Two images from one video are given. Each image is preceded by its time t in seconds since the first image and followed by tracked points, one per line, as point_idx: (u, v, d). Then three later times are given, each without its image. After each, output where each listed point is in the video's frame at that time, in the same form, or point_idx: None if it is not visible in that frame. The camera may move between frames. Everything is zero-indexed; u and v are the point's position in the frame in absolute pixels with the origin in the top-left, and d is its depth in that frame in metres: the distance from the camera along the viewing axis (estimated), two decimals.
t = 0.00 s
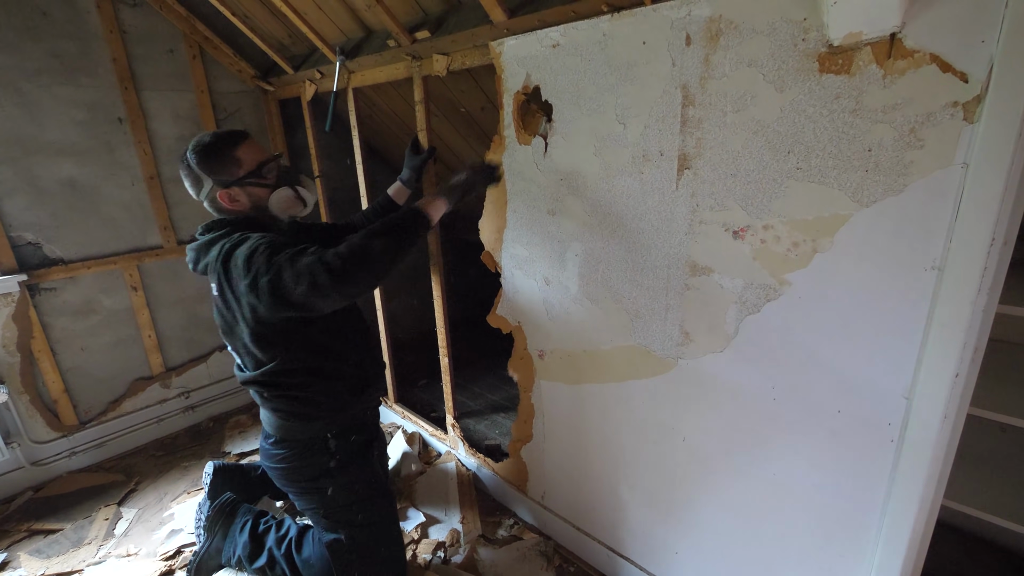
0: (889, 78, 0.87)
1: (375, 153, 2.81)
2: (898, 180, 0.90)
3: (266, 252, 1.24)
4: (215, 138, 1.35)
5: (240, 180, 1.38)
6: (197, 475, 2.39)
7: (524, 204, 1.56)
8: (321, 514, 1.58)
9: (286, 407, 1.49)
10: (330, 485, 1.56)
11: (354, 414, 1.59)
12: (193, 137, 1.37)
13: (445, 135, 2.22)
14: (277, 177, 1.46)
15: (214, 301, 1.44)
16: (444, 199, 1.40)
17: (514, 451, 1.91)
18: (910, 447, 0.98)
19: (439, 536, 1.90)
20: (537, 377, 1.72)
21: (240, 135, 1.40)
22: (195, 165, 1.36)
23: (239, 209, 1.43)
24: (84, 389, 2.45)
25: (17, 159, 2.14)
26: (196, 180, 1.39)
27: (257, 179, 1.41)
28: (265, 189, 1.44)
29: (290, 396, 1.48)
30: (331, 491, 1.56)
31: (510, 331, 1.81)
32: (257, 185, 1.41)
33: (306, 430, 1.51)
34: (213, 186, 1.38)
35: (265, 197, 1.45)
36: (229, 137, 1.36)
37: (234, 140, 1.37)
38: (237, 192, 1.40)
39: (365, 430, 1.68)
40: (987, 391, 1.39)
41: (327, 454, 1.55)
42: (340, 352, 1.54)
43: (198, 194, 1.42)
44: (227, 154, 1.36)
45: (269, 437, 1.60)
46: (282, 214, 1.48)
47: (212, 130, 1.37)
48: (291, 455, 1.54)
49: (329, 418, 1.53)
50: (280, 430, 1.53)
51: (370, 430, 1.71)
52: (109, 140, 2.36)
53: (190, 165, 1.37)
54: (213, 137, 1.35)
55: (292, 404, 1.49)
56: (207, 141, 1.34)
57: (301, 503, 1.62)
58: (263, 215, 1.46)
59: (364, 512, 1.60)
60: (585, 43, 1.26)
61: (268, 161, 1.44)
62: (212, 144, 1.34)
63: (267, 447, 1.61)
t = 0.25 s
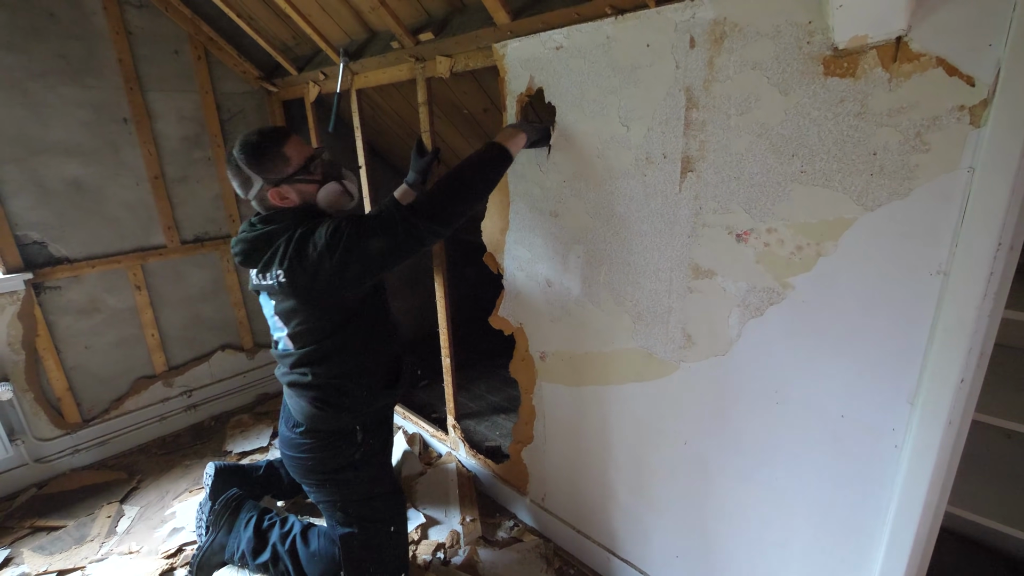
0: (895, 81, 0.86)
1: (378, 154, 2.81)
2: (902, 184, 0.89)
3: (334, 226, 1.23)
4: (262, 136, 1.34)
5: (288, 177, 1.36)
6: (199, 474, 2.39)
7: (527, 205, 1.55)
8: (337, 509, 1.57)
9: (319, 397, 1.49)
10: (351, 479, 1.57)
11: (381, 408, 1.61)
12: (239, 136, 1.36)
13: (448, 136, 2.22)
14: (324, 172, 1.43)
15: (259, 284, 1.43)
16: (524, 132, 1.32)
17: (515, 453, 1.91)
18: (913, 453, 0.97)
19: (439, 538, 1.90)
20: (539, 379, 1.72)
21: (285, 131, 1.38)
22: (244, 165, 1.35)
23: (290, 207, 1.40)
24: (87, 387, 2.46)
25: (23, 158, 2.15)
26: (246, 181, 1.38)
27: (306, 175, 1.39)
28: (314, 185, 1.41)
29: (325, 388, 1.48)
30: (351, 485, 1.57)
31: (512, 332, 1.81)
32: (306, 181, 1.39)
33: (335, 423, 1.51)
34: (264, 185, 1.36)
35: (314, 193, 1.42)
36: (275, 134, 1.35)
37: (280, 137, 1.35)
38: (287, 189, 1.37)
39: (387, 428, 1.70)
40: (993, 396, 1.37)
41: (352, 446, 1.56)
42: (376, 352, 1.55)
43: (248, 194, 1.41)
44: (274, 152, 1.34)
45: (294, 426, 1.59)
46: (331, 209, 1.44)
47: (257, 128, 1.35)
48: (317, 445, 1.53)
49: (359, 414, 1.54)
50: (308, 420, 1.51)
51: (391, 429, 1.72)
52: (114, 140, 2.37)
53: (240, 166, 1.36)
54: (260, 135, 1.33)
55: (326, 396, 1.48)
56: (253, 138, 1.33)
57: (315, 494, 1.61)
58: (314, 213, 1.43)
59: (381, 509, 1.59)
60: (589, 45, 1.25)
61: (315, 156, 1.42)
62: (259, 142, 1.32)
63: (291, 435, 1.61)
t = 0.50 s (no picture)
0: (893, 87, 0.87)
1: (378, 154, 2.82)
2: (900, 189, 0.90)
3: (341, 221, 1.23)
4: (270, 138, 1.30)
5: (300, 177, 1.31)
6: (195, 475, 2.38)
7: (527, 207, 1.56)
8: (333, 513, 1.56)
9: (319, 400, 1.47)
10: (348, 483, 1.56)
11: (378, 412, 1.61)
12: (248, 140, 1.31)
13: (448, 137, 2.22)
14: (334, 172, 1.39)
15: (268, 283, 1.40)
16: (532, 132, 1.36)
17: (513, 455, 1.91)
18: (910, 456, 0.98)
19: (436, 540, 1.90)
20: (537, 381, 1.72)
21: (294, 132, 1.34)
22: (254, 168, 1.30)
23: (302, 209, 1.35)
24: (82, 388, 2.45)
25: (19, 156, 2.14)
26: (254, 185, 1.32)
27: (317, 175, 1.34)
28: (325, 185, 1.36)
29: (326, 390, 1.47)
30: (348, 488, 1.56)
31: (511, 334, 1.81)
32: (318, 181, 1.34)
33: (334, 426, 1.50)
34: (274, 187, 1.30)
35: (326, 195, 1.37)
36: (284, 135, 1.30)
37: (288, 138, 1.31)
38: (299, 191, 1.32)
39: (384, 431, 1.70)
40: (988, 399, 1.38)
41: (350, 449, 1.55)
42: (378, 354, 1.54)
43: (257, 199, 1.36)
44: (285, 153, 1.29)
45: (290, 428, 1.57)
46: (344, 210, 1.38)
47: (265, 131, 1.32)
48: (315, 449, 1.51)
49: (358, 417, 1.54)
50: (307, 422, 1.50)
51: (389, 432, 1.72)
52: (112, 139, 2.36)
53: (248, 170, 1.31)
54: (269, 137, 1.29)
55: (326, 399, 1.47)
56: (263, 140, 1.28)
57: (310, 498, 1.59)
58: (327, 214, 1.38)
59: (377, 514, 1.58)
60: (589, 48, 1.26)
61: (325, 156, 1.37)
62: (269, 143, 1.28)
63: (286, 438, 1.58)
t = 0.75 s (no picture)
0: (888, 90, 0.88)
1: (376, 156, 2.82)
2: (896, 192, 0.90)
3: (268, 238, 1.17)
4: (193, 147, 1.24)
5: (226, 187, 1.26)
6: (192, 477, 2.37)
7: (524, 210, 1.56)
8: (315, 524, 1.55)
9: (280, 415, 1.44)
10: (323, 496, 1.51)
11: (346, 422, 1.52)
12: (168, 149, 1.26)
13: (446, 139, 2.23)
14: (265, 180, 1.35)
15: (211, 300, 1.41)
16: (498, 153, 1.32)
17: (510, 457, 1.90)
18: (907, 458, 0.98)
19: (434, 542, 1.89)
20: (534, 383, 1.72)
21: (219, 140, 1.29)
22: (175, 179, 1.25)
23: (229, 220, 1.31)
24: (78, 389, 2.44)
25: (16, 157, 2.13)
26: (178, 196, 1.27)
27: (245, 184, 1.29)
28: (255, 194, 1.32)
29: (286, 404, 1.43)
30: (322, 501, 1.51)
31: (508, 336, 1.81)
32: (246, 190, 1.29)
33: (299, 440, 1.46)
34: (199, 199, 1.26)
35: (255, 203, 1.33)
36: (206, 144, 1.25)
37: (212, 146, 1.26)
38: (226, 202, 1.28)
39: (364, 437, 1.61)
40: (984, 400, 1.39)
41: (319, 463, 1.48)
42: (336, 357, 1.47)
43: (183, 211, 1.31)
44: (208, 162, 1.24)
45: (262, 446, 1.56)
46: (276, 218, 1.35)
47: (188, 139, 1.26)
48: (284, 463, 1.48)
49: (324, 428, 1.47)
50: (274, 437, 1.48)
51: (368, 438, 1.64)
52: (110, 140, 2.36)
53: (170, 181, 1.26)
54: (190, 146, 1.24)
55: (286, 414, 1.44)
56: (182, 150, 1.23)
57: (293, 511, 1.57)
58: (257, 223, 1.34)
59: (357, 523, 1.55)
60: (587, 51, 1.27)
61: (252, 164, 1.33)
62: (190, 154, 1.23)
63: (260, 456, 1.58)
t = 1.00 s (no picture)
0: (883, 89, 0.88)
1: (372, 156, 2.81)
2: (891, 191, 0.90)
3: (290, 234, 1.18)
4: (227, 143, 1.28)
5: (256, 183, 1.30)
6: (187, 479, 2.36)
7: (520, 209, 1.56)
8: (317, 519, 1.54)
9: (290, 408, 1.45)
10: (327, 491, 1.53)
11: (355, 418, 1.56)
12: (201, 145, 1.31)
13: (442, 139, 2.22)
14: (293, 177, 1.38)
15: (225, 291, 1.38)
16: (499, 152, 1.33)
17: (507, 457, 1.90)
18: (901, 456, 0.98)
19: (431, 542, 1.89)
20: (531, 383, 1.72)
21: (251, 138, 1.33)
22: (208, 174, 1.29)
23: (259, 215, 1.34)
24: (72, 391, 2.42)
25: (8, 157, 2.11)
26: (210, 190, 1.31)
27: (275, 180, 1.33)
28: (284, 191, 1.35)
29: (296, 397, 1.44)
30: (327, 496, 1.53)
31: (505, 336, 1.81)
32: (276, 187, 1.33)
33: (307, 434, 1.48)
34: (230, 194, 1.30)
35: (284, 200, 1.36)
36: (238, 140, 1.29)
37: (245, 143, 1.30)
38: (256, 197, 1.31)
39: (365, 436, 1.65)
40: (978, 399, 1.39)
41: (326, 457, 1.52)
42: (347, 355, 1.50)
43: (214, 205, 1.35)
44: (239, 158, 1.28)
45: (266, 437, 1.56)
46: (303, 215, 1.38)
47: (222, 135, 1.30)
48: (289, 457, 1.50)
49: (331, 423, 1.50)
50: (279, 430, 1.48)
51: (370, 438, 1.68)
52: (103, 139, 2.34)
53: (203, 175, 1.30)
54: (224, 142, 1.28)
55: (295, 407, 1.45)
56: (215, 147, 1.27)
57: (295, 505, 1.57)
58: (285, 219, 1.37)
59: (360, 519, 1.56)
60: (583, 50, 1.26)
61: (282, 161, 1.36)
62: (222, 149, 1.26)
63: (264, 448, 1.57)
